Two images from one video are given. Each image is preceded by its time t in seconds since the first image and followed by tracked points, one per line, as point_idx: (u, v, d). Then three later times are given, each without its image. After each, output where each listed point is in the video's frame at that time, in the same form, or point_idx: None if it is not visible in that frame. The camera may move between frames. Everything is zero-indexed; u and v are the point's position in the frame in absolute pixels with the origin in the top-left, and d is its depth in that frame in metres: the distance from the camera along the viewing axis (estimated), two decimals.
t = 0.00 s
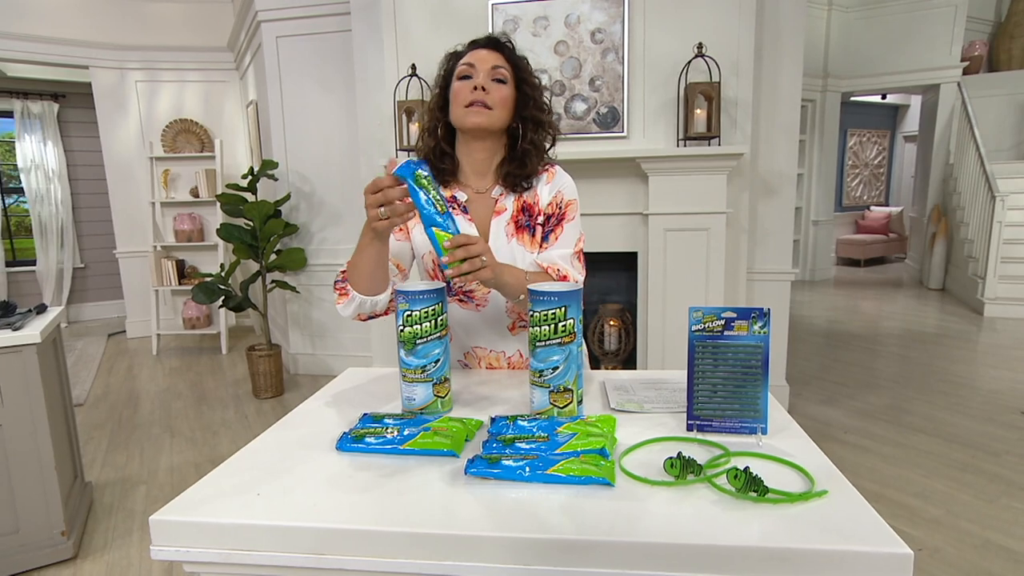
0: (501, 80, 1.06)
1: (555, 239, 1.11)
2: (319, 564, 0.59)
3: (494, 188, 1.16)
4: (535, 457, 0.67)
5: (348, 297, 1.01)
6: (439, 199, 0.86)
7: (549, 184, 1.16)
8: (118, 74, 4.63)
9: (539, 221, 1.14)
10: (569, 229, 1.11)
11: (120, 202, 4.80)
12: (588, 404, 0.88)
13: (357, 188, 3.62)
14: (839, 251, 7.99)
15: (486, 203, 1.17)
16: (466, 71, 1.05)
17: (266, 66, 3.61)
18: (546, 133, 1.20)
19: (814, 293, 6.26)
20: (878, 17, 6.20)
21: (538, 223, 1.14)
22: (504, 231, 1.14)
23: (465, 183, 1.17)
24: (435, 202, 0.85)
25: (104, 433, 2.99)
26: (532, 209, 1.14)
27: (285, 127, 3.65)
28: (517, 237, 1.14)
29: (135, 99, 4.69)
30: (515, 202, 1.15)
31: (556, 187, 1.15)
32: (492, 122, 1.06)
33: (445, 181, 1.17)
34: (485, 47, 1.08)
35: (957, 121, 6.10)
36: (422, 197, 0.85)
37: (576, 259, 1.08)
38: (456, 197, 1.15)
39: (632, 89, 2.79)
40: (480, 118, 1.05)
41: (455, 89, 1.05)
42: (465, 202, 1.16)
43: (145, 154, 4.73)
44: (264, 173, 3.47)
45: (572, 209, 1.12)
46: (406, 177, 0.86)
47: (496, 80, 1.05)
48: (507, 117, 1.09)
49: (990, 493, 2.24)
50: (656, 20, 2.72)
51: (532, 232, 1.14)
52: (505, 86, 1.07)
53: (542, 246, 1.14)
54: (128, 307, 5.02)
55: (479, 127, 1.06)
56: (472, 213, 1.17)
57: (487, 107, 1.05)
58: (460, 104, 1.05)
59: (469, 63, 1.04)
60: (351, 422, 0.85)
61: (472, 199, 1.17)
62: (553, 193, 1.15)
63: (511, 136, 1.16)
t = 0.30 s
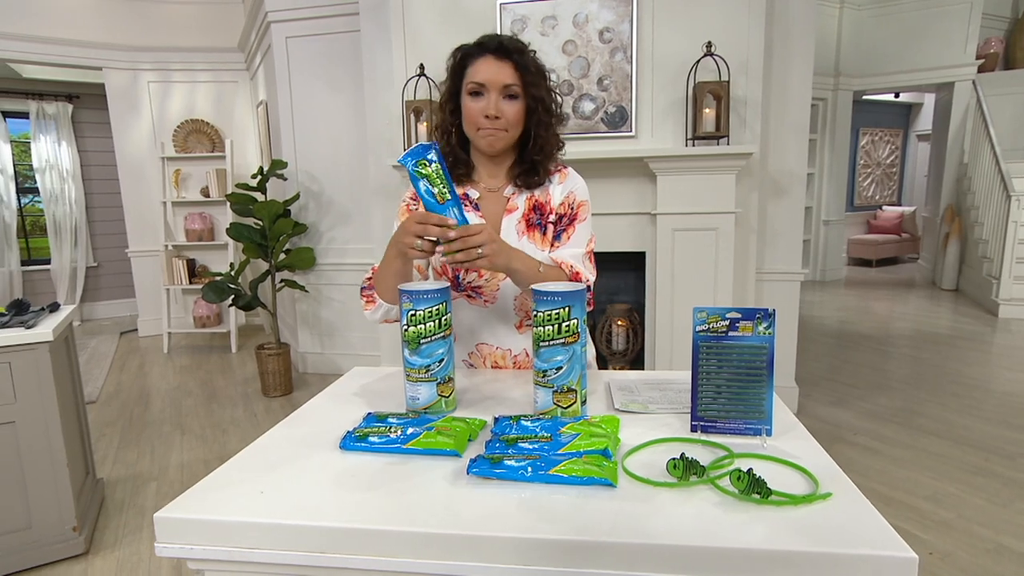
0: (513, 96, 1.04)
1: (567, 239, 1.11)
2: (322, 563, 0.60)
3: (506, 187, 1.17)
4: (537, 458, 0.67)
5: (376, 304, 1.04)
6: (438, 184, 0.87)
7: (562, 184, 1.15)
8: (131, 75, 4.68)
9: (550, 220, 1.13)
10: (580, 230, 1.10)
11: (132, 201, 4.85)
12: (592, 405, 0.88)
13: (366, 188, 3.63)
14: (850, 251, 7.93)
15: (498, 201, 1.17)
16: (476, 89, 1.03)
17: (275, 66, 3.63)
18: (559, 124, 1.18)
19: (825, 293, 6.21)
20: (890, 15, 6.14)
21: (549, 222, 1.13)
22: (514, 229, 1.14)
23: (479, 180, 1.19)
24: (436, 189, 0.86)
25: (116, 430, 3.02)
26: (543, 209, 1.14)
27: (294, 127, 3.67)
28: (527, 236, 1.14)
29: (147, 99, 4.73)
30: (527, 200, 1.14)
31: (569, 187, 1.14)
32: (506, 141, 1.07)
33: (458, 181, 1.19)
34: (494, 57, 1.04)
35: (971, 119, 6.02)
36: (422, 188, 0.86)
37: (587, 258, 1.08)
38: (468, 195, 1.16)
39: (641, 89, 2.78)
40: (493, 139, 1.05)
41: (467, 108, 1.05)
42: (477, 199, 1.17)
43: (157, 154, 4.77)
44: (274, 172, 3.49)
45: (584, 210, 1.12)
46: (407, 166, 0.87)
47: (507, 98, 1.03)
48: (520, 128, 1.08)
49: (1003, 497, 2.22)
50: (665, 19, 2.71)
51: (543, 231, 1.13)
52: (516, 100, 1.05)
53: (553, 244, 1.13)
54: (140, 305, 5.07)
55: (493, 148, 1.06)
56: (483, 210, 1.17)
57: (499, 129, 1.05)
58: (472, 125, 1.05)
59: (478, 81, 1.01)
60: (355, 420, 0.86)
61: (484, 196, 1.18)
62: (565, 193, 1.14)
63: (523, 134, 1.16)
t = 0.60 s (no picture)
0: (532, 95, 1.04)
1: (588, 240, 1.11)
2: (324, 561, 0.60)
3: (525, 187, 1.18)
4: (541, 458, 0.67)
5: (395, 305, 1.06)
6: (424, 184, 0.87)
7: (583, 186, 1.15)
8: (143, 76, 4.72)
9: (570, 220, 1.13)
10: (602, 232, 1.11)
11: (144, 201, 4.90)
12: (596, 405, 0.88)
13: (374, 188, 3.65)
14: (862, 251, 7.86)
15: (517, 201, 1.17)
16: (496, 89, 1.03)
17: (285, 66, 3.65)
18: (578, 123, 1.18)
19: (836, 294, 6.15)
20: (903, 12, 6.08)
21: (569, 223, 1.13)
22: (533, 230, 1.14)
23: (499, 181, 1.20)
24: (422, 189, 0.87)
25: (127, 428, 3.05)
26: (563, 209, 1.13)
27: (303, 127, 3.69)
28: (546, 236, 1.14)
29: (159, 100, 4.78)
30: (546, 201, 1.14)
31: (589, 189, 1.14)
32: (525, 141, 1.07)
33: (476, 181, 1.20)
34: (514, 56, 1.04)
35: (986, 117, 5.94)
36: (410, 190, 0.87)
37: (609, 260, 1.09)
38: (487, 194, 1.18)
39: (649, 88, 2.77)
40: (513, 139, 1.05)
41: (487, 109, 1.05)
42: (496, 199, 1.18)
43: (168, 154, 4.81)
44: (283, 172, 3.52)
45: (605, 212, 1.12)
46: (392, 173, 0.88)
47: (526, 97, 1.04)
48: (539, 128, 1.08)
49: (1016, 500, 2.19)
50: (674, 17, 2.70)
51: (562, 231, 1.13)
52: (535, 99, 1.05)
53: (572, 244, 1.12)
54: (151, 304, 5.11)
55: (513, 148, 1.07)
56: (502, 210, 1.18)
57: (519, 129, 1.05)
58: (491, 125, 1.06)
59: (499, 81, 1.02)
60: (361, 419, 0.86)
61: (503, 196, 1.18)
62: (586, 195, 1.14)
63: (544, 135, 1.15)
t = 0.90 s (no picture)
0: (557, 93, 1.04)
1: (613, 241, 1.11)
2: (327, 560, 0.60)
3: (552, 186, 1.17)
4: (544, 458, 0.67)
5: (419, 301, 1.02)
6: (450, 180, 0.87)
7: (609, 186, 1.14)
8: (155, 77, 4.76)
9: (596, 221, 1.13)
10: (628, 233, 1.11)
11: (156, 201, 4.94)
12: (601, 406, 0.88)
13: (383, 188, 3.66)
14: (873, 251, 7.79)
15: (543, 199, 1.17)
16: (520, 88, 1.04)
17: (295, 67, 3.67)
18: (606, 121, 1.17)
19: (847, 294, 6.10)
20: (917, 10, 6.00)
21: (595, 223, 1.13)
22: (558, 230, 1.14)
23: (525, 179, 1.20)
24: (448, 185, 0.87)
25: (138, 425, 3.08)
26: (589, 209, 1.13)
27: (312, 127, 3.71)
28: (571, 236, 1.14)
29: (171, 100, 4.82)
30: (572, 200, 1.14)
31: (616, 190, 1.13)
32: (550, 140, 1.07)
33: (503, 178, 1.20)
34: (539, 53, 1.04)
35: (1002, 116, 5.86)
36: (435, 185, 0.87)
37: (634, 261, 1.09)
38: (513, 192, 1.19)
39: (658, 87, 2.76)
40: (538, 138, 1.05)
41: (512, 107, 1.06)
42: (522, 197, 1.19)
43: (180, 154, 4.86)
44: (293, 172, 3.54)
45: (632, 213, 1.11)
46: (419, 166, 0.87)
47: (551, 95, 1.04)
48: (565, 126, 1.08)
49: None
50: (683, 15, 2.68)
51: (588, 231, 1.13)
52: (561, 97, 1.05)
53: (597, 244, 1.13)
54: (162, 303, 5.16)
55: (537, 147, 1.07)
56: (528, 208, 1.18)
57: (543, 127, 1.05)
58: (517, 124, 1.06)
59: (523, 79, 1.03)
60: (365, 418, 0.86)
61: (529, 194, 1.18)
62: (612, 195, 1.13)
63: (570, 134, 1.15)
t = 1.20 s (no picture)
0: (581, 102, 1.04)
1: (639, 241, 1.11)
2: (327, 559, 0.60)
3: (576, 184, 1.17)
4: (544, 459, 0.67)
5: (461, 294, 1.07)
6: (463, 174, 0.87)
7: (634, 186, 1.14)
8: (164, 78, 4.80)
9: (621, 221, 1.12)
10: (654, 233, 1.10)
11: (165, 201, 4.98)
12: (604, 406, 0.87)
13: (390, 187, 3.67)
14: (883, 252, 7.73)
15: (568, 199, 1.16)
16: (544, 98, 1.03)
17: (302, 67, 3.69)
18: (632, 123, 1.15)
19: (856, 295, 6.06)
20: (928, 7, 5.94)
21: (619, 223, 1.13)
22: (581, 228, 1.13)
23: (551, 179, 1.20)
24: (461, 179, 0.87)
25: (146, 423, 3.11)
26: (614, 209, 1.13)
27: (320, 127, 3.73)
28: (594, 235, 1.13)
29: (180, 101, 4.86)
30: (597, 199, 1.14)
31: (641, 189, 1.13)
32: (574, 147, 1.08)
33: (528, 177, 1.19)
34: (562, 62, 1.03)
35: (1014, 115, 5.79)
36: (448, 177, 0.86)
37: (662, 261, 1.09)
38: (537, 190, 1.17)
39: (664, 87, 2.75)
40: (562, 147, 1.06)
41: (536, 115, 1.06)
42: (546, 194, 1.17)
43: (189, 154, 4.89)
44: (300, 172, 3.55)
45: (657, 212, 1.11)
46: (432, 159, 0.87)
47: (575, 104, 1.03)
48: (589, 132, 1.08)
49: None
50: (689, 15, 2.67)
51: (612, 231, 1.13)
52: (584, 106, 1.05)
53: (623, 243, 1.12)
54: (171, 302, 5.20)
55: (562, 154, 1.08)
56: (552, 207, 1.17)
57: (567, 136, 1.05)
58: (542, 131, 1.07)
59: (546, 89, 1.02)
60: (368, 418, 0.87)
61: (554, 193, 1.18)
62: (637, 195, 1.13)
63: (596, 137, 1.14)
